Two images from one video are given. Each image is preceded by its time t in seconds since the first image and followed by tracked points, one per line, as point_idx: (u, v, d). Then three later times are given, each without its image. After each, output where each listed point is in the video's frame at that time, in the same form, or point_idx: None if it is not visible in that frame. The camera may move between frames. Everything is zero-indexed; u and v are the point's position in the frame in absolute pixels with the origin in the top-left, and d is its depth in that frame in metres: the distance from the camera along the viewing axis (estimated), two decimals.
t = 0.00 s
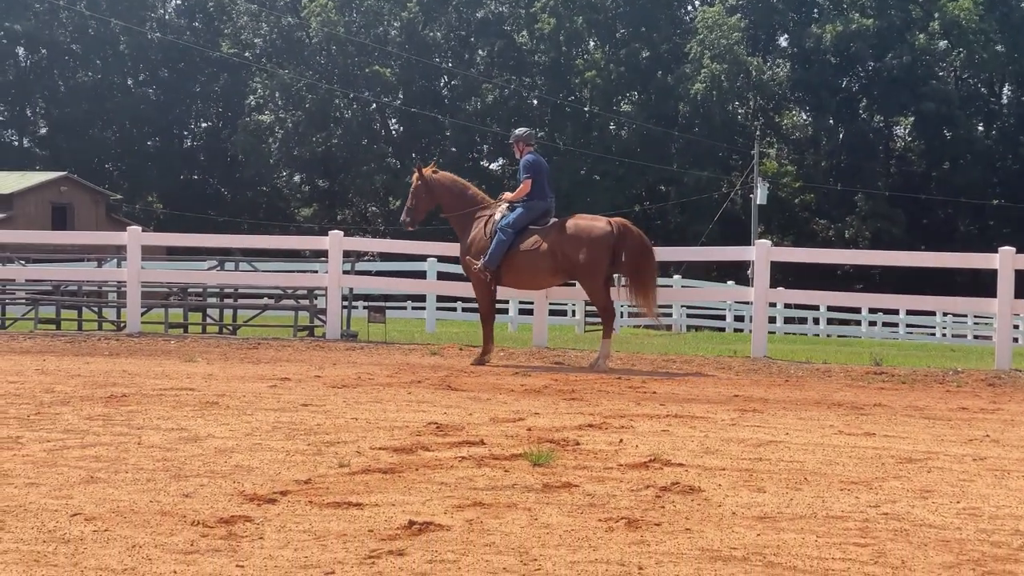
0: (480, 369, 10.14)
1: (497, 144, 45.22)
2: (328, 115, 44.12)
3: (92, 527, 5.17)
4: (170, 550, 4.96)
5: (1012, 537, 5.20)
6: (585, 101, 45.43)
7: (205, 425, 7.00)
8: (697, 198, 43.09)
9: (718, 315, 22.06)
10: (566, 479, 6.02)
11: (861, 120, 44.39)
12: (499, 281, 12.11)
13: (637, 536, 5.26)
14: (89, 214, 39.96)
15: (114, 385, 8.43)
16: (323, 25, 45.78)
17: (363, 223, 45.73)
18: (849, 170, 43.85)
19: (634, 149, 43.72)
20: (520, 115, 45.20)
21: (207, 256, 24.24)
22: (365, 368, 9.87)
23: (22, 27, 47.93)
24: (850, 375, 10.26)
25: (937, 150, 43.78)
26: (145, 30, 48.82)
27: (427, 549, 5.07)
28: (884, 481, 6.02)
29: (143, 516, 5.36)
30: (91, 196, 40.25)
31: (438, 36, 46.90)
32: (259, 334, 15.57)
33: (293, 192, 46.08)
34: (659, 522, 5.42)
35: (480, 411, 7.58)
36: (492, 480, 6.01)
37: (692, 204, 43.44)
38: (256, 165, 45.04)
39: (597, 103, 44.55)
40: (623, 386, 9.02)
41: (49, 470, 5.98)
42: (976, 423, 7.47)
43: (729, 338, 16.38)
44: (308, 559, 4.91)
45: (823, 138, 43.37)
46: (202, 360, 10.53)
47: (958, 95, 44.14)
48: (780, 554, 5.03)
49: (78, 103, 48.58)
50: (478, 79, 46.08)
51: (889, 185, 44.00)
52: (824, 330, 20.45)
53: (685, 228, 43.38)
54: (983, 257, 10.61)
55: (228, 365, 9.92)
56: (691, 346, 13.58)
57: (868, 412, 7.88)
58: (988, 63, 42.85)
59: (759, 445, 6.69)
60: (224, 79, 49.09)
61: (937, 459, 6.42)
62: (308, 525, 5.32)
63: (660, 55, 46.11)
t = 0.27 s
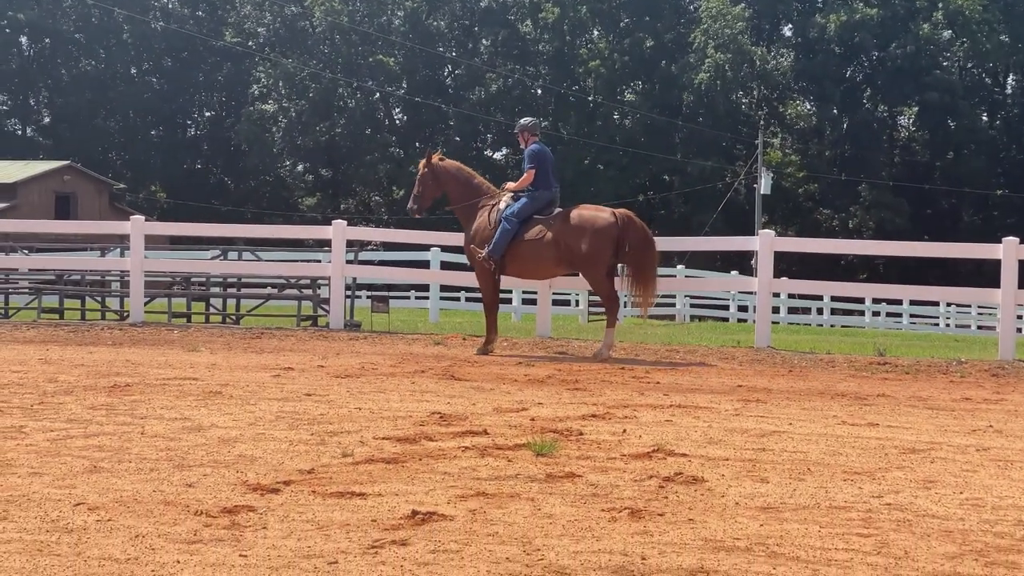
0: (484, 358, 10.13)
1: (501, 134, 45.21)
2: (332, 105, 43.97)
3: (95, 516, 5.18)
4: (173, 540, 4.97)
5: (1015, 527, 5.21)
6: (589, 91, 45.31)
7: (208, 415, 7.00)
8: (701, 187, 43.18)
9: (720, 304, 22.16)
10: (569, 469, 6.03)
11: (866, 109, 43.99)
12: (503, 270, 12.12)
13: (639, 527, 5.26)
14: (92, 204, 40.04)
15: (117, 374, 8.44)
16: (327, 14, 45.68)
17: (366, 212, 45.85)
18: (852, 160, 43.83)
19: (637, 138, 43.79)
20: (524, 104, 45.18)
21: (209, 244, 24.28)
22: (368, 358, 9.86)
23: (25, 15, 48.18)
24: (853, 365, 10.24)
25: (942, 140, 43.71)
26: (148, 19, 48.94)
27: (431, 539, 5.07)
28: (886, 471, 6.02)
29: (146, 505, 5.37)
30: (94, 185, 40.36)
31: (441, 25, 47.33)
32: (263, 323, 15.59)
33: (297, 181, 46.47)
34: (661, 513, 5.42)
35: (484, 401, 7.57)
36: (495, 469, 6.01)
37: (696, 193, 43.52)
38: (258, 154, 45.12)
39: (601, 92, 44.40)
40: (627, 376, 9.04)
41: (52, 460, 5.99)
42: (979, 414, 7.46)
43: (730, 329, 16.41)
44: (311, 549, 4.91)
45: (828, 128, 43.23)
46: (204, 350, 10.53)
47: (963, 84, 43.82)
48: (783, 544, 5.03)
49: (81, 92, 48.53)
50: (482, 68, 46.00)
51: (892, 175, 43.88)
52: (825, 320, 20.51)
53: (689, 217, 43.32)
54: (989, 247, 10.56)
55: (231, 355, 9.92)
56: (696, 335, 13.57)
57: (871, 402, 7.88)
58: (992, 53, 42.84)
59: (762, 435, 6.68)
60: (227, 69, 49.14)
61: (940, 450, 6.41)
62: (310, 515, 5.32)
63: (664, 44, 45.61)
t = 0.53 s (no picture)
0: (483, 350, 10.13)
1: (501, 125, 45.24)
2: (331, 96, 43.96)
3: (95, 507, 5.18)
4: (173, 531, 4.97)
5: (1014, 517, 5.21)
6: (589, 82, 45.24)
7: (208, 406, 7.00)
8: (701, 178, 43.22)
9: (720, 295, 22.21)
10: (569, 460, 6.03)
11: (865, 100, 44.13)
12: (503, 262, 12.13)
13: (638, 517, 5.27)
14: (92, 195, 39.99)
15: (117, 365, 8.44)
16: (327, 5, 45.99)
17: (367, 203, 46.14)
18: (852, 151, 43.84)
19: (638, 129, 43.79)
20: (525, 96, 45.16)
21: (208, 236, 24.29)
22: (368, 350, 9.86)
23: (25, 6, 48.17)
24: (852, 357, 10.24)
25: (942, 131, 43.67)
26: (147, 10, 48.77)
27: (430, 530, 5.07)
28: (886, 462, 6.02)
29: (146, 496, 5.37)
30: (93, 176, 40.29)
31: (441, 17, 47.16)
32: (263, 315, 15.59)
33: (298, 173, 46.43)
34: (661, 504, 5.43)
35: (484, 392, 7.58)
36: (495, 460, 6.01)
37: (696, 185, 43.58)
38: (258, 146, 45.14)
39: (601, 84, 44.24)
40: (627, 367, 9.06)
41: (51, 451, 5.99)
42: (979, 405, 7.47)
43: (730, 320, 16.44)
44: (310, 540, 4.92)
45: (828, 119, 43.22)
46: (203, 342, 10.52)
47: (963, 75, 43.81)
48: (782, 535, 5.04)
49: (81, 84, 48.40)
50: (482, 59, 46.09)
51: (893, 167, 43.82)
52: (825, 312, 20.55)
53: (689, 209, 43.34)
54: (988, 238, 10.56)
55: (230, 347, 9.92)
56: (695, 328, 13.58)
57: (871, 393, 7.88)
58: (992, 44, 42.87)
59: (762, 426, 6.69)
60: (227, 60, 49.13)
61: (939, 440, 6.42)
62: (310, 507, 5.32)
63: (665, 36, 45.76)
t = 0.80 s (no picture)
0: (481, 343, 10.13)
1: (499, 118, 45.23)
2: (329, 89, 44.02)
3: (92, 500, 5.19)
4: (171, 523, 4.98)
5: (1010, 509, 5.22)
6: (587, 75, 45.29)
7: (206, 399, 7.01)
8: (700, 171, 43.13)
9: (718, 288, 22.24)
10: (566, 452, 6.03)
11: (862, 93, 44.13)
12: (502, 255, 12.13)
13: (636, 510, 5.27)
14: (89, 187, 39.95)
15: (114, 358, 8.44)
16: None
17: (365, 196, 46.09)
18: (850, 144, 43.79)
19: (635, 122, 44.01)
20: (522, 88, 45.08)
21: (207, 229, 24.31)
22: (365, 343, 9.86)
23: None
24: (850, 349, 10.24)
25: (940, 124, 43.59)
26: (145, 3, 48.73)
27: (428, 523, 5.08)
28: (883, 454, 6.03)
29: (143, 489, 5.38)
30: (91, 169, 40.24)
31: (439, 9, 47.15)
32: (260, 307, 15.60)
33: (296, 166, 46.28)
34: (658, 496, 5.43)
35: (482, 384, 7.59)
36: (493, 453, 6.02)
37: (694, 177, 43.50)
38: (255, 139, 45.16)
39: (599, 77, 44.17)
40: (625, 359, 9.06)
41: (49, 443, 5.99)
42: (976, 397, 7.47)
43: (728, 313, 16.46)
44: (308, 532, 4.92)
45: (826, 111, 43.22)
46: (201, 334, 10.52)
47: (961, 68, 43.81)
48: (779, 527, 5.04)
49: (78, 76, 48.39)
50: (480, 52, 46.08)
51: (892, 159, 43.69)
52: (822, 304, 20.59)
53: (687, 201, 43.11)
54: (985, 231, 10.55)
55: (228, 340, 9.92)
56: (692, 320, 13.59)
57: (868, 386, 7.89)
58: (990, 37, 42.92)
59: (759, 419, 6.69)
60: (224, 53, 49.10)
61: (936, 433, 6.42)
62: (308, 499, 5.33)
63: (663, 28, 45.37)
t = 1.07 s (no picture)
0: (477, 337, 10.13)
1: (495, 113, 45.31)
2: (325, 84, 44.29)
3: (88, 494, 5.19)
4: (166, 517, 4.98)
5: (1006, 503, 5.23)
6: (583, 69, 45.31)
7: (201, 393, 7.01)
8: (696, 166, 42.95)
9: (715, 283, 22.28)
10: (561, 447, 6.04)
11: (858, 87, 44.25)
12: (497, 249, 12.13)
13: (631, 504, 5.28)
14: (85, 182, 39.91)
15: (110, 353, 8.43)
16: None
17: (361, 190, 46.11)
18: (846, 139, 43.83)
19: (632, 117, 44.14)
20: (519, 82, 45.14)
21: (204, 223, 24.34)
22: (361, 337, 9.85)
23: None
24: (846, 344, 10.25)
25: (935, 119, 43.58)
26: None
27: (423, 517, 5.08)
28: (878, 448, 6.04)
29: (139, 483, 5.38)
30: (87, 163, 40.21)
31: (436, 3, 47.19)
32: (256, 302, 15.60)
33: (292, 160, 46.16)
34: (654, 490, 5.44)
35: (478, 378, 7.60)
36: (488, 447, 6.02)
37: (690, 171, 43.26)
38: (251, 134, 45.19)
39: (595, 71, 44.33)
40: (620, 353, 9.08)
41: (44, 438, 5.99)
42: (971, 391, 7.48)
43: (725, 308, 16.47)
44: (304, 526, 4.93)
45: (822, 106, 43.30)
46: (197, 328, 10.53)
47: (957, 63, 43.96)
48: (774, 521, 5.05)
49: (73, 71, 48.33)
50: (477, 47, 46.08)
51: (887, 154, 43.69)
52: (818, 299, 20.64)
53: (683, 195, 43.01)
54: (980, 226, 10.56)
55: (224, 334, 9.91)
56: (688, 315, 13.59)
57: (863, 380, 7.90)
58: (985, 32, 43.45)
59: (755, 413, 6.69)
60: (220, 47, 49.13)
61: (931, 427, 6.43)
62: (304, 493, 5.33)
63: (659, 23, 45.48)
